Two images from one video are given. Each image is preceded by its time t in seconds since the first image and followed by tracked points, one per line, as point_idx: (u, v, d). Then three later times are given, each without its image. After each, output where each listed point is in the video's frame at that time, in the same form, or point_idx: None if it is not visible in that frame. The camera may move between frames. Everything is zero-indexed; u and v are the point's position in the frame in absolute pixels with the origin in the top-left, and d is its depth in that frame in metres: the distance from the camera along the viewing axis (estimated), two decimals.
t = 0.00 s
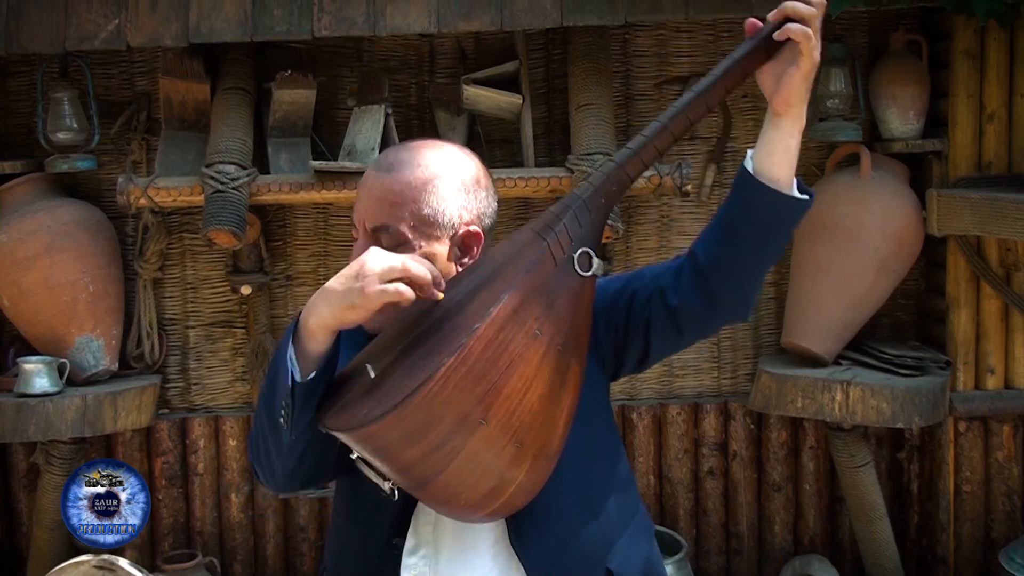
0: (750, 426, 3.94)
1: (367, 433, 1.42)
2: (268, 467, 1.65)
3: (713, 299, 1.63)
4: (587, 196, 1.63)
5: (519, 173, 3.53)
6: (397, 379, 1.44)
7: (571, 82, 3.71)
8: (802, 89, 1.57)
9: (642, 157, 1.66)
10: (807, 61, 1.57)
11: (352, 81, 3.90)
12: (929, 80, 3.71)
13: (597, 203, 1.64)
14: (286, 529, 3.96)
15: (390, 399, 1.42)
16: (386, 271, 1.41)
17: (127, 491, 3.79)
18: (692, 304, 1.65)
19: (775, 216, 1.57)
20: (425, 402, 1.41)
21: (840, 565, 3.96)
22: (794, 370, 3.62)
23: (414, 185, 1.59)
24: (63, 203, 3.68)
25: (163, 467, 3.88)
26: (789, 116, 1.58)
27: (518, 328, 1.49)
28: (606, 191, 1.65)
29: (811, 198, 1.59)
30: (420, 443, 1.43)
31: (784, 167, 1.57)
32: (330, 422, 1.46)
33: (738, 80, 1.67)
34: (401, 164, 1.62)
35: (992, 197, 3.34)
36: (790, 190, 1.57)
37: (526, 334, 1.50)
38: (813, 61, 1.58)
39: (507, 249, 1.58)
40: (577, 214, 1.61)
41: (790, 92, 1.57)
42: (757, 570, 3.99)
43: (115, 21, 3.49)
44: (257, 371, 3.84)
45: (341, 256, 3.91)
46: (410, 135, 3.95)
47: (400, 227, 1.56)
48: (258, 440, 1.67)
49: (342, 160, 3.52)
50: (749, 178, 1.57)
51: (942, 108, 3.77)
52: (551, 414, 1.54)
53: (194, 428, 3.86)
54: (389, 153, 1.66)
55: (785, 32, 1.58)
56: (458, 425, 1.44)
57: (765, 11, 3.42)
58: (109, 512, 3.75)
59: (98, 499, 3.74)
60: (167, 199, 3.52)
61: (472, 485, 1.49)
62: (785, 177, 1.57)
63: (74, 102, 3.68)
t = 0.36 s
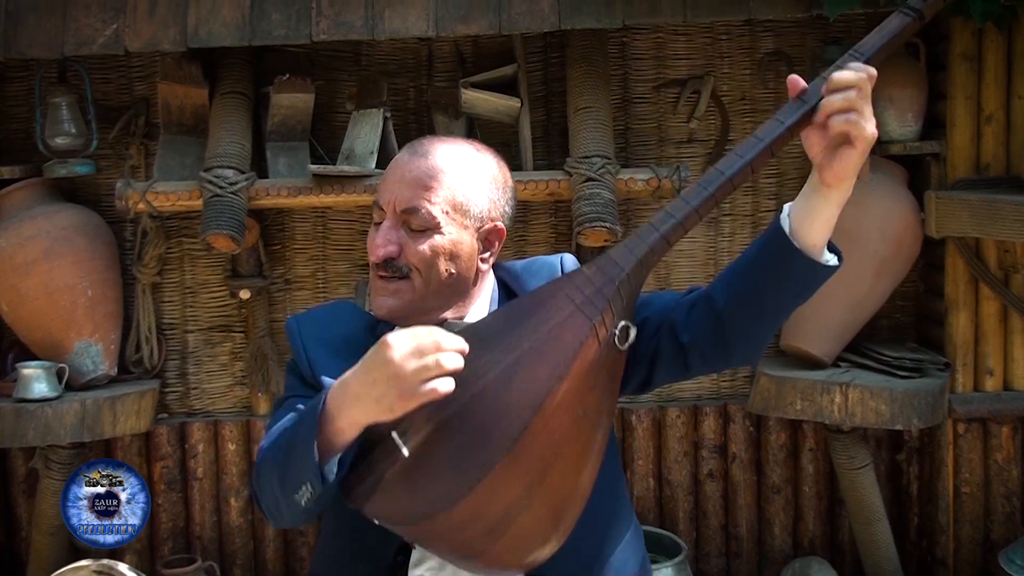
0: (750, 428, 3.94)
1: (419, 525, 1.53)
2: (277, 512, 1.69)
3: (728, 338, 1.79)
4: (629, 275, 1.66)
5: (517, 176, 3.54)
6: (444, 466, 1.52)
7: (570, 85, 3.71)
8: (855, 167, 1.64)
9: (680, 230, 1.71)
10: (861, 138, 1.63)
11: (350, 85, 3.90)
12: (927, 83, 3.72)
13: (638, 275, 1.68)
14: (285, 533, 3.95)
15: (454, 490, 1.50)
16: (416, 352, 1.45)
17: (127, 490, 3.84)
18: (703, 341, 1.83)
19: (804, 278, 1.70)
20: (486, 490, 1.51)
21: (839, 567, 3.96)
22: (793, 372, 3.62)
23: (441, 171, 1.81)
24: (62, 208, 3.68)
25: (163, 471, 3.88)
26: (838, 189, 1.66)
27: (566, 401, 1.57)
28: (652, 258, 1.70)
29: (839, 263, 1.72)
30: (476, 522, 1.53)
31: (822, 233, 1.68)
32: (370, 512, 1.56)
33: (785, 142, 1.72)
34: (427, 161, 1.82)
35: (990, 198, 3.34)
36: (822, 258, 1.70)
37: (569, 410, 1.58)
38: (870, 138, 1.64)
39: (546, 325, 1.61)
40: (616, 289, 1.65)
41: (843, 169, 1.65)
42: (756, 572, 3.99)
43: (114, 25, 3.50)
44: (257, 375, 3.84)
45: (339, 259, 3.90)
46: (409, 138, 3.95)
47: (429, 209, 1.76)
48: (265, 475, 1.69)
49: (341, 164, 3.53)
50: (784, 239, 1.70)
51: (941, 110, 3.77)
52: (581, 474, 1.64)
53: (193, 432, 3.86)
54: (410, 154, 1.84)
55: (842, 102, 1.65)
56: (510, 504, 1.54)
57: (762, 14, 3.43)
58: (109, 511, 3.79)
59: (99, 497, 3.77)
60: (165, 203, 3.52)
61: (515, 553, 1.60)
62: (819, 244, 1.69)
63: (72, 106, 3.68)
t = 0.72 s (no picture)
0: (746, 427, 3.94)
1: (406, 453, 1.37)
2: (288, 474, 1.58)
3: (744, 330, 1.69)
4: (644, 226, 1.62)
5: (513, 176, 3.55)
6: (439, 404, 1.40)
7: (565, 85, 3.72)
8: (856, 141, 1.67)
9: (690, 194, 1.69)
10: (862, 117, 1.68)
11: (345, 85, 3.90)
12: (923, 81, 3.72)
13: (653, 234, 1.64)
14: (283, 533, 3.95)
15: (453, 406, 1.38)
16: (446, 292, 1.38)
17: (127, 490, 3.80)
18: (715, 331, 1.72)
19: (818, 256, 1.61)
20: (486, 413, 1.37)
21: (836, 565, 3.97)
22: (790, 370, 3.61)
23: (462, 181, 1.57)
24: (58, 208, 3.68)
25: (159, 472, 3.88)
26: (841, 167, 1.67)
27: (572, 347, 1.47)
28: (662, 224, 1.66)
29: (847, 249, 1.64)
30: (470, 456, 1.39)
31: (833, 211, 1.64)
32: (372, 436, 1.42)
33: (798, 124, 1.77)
34: (445, 165, 1.58)
35: (986, 196, 3.35)
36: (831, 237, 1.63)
37: (573, 361, 1.46)
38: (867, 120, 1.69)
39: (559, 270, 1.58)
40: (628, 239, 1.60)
41: (845, 147, 1.66)
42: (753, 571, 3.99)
43: (109, 26, 3.49)
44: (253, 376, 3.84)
45: (336, 260, 3.91)
46: (405, 138, 3.95)
47: (444, 222, 1.54)
48: (270, 442, 1.61)
49: (336, 164, 3.52)
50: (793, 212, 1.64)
51: (936, 109, 3.78)
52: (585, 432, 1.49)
53: (190, 433, 3.87)
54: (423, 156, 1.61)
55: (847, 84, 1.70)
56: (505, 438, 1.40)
57: (758, 13, 3.43)
58: (109, 511, 3.77)
59: (99, 497, 3.75)
60: (161, 204, 3.51)
61: (512, 510, 1.46)
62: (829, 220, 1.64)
63: (68, 107, 3.67)
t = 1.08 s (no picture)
0: (743, 426, 3.94)
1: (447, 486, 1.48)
2: (286, 466, 1.70)
3: (747, 394, 1.94)
4: (691, 291, 1.82)
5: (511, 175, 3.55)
6: (485, 442, 1.53)
7: (562, 83, 3.72)
8: (907, 244, 1.78)
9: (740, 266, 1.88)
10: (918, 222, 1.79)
11: (342, 83, 3.90)
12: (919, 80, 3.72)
13: (698, 297, 1.84)
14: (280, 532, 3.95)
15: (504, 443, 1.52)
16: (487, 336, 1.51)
17: (128, 492, 3.79)
18: (722, 389, 1.96)
19: (834, 343, 1.82)
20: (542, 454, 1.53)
21: (833, 563, 3.97)
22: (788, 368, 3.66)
23: (500, 201, 1.79)
24: (54, 207, 3.67)
25: (156, 471, 3.89)
26: (887, 265, 1.79)
27: (619, 399, 1.67)
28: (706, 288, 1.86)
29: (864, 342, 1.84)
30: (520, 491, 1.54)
31: (859, 306, 1.80)
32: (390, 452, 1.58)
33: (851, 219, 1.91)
34: (488, 182, 1.79)
35: (982, 195, 3.35)
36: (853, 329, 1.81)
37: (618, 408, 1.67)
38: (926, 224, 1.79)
39: (610, 322, 1.79)
40: (675, 302, 1.79)
41: (896, 246, 1.78)
42: (750, 570, 4.00)
43: (105, 24, 3.49)
44: (251, 374, 3.84)
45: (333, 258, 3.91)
46: (401, 137, 3.95)
47: (476, 243, 1.78)
48: (274, 431, 1.71)
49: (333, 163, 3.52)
50: (825, 303, 1.82)
51: (933, 107, 3.78)
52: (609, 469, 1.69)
53: (187, 431, 3.87)
54: (467, 166, 1.80)
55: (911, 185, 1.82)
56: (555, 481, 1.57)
57: (754, 11, 3.43)
58: (109, 511, 3.75)
59: (98, 500, 3.74)
60: (158, 203, 3.51)
61: (538, 538, 1.62)
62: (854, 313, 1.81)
63: (64, 106, 3.66)
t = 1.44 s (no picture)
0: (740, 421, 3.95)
1: (450, 525, 1.41)
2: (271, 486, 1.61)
3: (724, 433, 1.97)
4: (697, 343, 1.84)
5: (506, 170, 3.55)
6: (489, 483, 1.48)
7: (557, 79, 3.71)
8: (885, 317, 1.84)
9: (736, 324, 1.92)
10: (896, 299, 1.83)
11: (337, 79, 3.90)
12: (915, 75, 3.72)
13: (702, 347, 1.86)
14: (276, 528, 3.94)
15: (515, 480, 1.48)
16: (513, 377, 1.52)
17: (127, 495, 3.78)
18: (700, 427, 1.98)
19: (812, 395, 1.90)
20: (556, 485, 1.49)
21: (829, 558, 3.98)
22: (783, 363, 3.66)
23: (503, 225, 1.73)
24: (49, 204, 3.67)
25: (152, 468, 3.88)
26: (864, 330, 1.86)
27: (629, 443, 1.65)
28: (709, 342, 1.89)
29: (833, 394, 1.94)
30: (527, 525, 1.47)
31: (833, 362, 1.89)
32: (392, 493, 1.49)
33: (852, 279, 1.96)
34: (488, 207, 1.73)
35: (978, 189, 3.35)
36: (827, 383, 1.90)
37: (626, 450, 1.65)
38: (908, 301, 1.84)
39: (618, 364, 1.78)
40: (681, 352, 1.81)
41: (877, 316, 1.84)
42: (746, 565, 4.00)
43: (99, 20, 3.48)
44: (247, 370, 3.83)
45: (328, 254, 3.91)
46: (397, 132, 3.94)
47: (477, 272, 1.72)
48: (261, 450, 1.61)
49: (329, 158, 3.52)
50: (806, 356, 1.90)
51: (928, 102, 3.78)
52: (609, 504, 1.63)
53: (183, 428, 3.86)
54: (468, 193, 1.73)
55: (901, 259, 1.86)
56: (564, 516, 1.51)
57: (749, 7, 3.43)
58: (109, 511, 3.75)
59: (97, 502, 3.74)
60: (153, 199, 3.51)
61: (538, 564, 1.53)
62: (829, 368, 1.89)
63: (59, 102, 3.66)
